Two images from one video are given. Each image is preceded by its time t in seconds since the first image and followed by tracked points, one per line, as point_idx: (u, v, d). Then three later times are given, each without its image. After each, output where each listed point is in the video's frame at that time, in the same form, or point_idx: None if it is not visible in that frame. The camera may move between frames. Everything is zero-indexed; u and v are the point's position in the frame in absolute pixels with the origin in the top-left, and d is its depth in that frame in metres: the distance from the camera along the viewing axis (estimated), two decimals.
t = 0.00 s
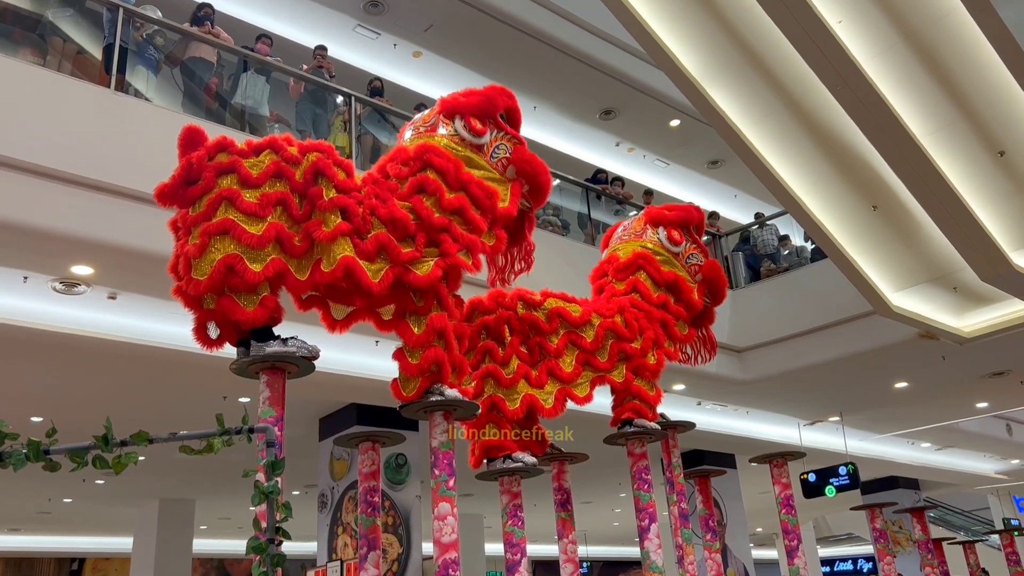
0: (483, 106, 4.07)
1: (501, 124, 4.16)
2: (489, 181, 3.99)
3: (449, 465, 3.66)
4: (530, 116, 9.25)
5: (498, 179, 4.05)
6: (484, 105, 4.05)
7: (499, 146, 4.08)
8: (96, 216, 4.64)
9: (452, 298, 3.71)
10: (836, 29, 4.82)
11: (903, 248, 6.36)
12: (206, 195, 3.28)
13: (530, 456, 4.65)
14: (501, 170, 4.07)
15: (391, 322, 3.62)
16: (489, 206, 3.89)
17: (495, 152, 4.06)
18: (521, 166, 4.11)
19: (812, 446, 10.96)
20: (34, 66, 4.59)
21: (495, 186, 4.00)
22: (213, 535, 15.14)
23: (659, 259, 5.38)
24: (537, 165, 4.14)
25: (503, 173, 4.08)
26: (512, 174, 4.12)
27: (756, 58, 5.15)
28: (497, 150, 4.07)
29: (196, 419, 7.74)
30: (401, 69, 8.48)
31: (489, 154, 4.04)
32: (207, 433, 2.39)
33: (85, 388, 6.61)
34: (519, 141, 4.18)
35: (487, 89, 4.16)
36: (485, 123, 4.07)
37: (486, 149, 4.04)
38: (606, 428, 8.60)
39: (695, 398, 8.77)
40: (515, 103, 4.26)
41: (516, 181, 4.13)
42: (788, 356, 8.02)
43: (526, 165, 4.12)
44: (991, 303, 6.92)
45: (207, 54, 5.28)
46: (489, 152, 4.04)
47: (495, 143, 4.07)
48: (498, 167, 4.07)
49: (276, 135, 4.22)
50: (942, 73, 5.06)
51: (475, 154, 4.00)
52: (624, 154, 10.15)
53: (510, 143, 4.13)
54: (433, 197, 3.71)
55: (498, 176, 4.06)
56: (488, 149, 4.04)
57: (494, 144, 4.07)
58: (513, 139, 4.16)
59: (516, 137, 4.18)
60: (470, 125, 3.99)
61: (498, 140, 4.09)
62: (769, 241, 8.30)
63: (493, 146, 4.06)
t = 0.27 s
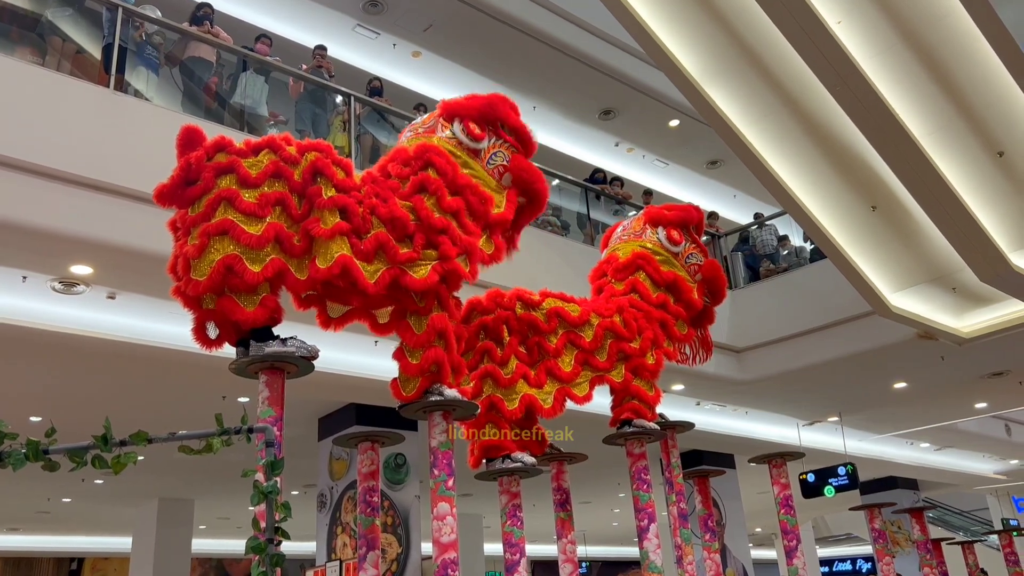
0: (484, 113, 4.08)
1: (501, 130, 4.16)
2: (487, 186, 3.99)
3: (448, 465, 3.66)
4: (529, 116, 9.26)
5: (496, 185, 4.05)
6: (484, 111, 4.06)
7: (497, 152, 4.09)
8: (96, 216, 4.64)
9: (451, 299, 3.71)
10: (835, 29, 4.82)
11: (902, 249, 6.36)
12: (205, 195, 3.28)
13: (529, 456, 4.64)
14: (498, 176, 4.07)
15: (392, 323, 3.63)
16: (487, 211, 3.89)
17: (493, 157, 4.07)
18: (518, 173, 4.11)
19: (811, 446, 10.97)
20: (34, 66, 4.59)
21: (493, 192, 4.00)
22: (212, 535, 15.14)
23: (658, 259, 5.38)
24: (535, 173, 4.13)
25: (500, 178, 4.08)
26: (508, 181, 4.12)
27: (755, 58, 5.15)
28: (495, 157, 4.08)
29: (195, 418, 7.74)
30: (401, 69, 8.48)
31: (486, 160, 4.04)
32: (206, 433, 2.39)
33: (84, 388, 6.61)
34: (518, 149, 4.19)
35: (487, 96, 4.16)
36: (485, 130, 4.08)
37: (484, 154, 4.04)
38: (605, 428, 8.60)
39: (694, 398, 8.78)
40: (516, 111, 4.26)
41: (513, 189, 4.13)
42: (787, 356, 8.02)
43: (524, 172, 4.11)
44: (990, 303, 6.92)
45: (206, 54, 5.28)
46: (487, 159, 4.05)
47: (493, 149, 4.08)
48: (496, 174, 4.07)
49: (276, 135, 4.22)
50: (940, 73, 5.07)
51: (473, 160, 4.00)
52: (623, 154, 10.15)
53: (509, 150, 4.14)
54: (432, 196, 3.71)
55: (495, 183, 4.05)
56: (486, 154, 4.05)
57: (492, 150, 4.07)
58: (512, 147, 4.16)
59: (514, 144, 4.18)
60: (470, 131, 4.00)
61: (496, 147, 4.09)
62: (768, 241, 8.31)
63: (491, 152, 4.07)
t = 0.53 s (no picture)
0: (492, 122, 4.10)
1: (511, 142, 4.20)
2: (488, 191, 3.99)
3: (448, 465, 3.66)
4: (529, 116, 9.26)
5: (497, 193, 4.06)
6: (491, 120, 4.08)
7: (502, 161, 4.09)
8: (96, 216, 4.64)
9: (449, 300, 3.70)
10: (835, 29, 4.83)
11: (902, 249, 6.36)
12: (206, 194, 3.28)
13: (529, 456, 4.64)
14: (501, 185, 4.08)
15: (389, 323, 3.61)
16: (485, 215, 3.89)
17: (498, 165, 4.08)
18: (521, 185, 4.14)
19: (810, 446, 10.98)
20: (33, 65, 4.59)
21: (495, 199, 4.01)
22: (211, 535, 15.14)
23: (658, 260, 5.38)
24: (537, 186, 4.17)
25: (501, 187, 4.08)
26: (510, 190, 4.13)
27: (755, 58, 5.15)
28: (499, 166, 4.08)
29: (195, 418, 7.74)
30: (401, 69, 8.48)
31: (491, 169, 4.05)
32: (205, 432, 2.39)
33: (84, 388, 6.62)
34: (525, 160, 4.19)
35: (497, 105, 4.18)
36: (493, 139, 4.10)
37: (489, 162, 4.06)
38: (604, 428, 8.60)
39: (693, 398, 8.78)
40: (527, 125, 4.29)
41: (515, 200, 4.14)
42: (787, 356, 8.03)
43: (528, 183, 4.14)
44: (989, 303, 6.92)
45: (206, 54, 5.28)
46: (491, 167, 4.06)
47: (498, 158, 4.09)
48: (498, 182, 4.07)
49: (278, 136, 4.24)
50: (940, 73, 5.07)
51: (479, 168, 4.01)
52: (623, 154, 10.16)
53: (515, 159, 4.14)
54: (429, 197, 3.72)
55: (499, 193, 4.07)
56: (492, 162, 4.07)
57: (498, 158, 4.09)
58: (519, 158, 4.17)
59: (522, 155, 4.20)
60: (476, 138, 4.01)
61: (501, 156, 4.10)
62: (768, 241, 8.31)
63: (497, 160, 4.08)
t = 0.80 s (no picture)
0: (506, 139, 4.16)
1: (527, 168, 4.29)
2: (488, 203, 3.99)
3: (446, 464, 3.66)
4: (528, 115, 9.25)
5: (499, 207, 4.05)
6: (505, 138, 4.14)
7: (508, 180, 4.12)
8: (95, 215, 4.64)
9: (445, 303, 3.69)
10: (834, 29, 4.83)
11: (901, 249, 6.36)
12: (203, 194, 3.28)
13: (527, 455, 4.64)
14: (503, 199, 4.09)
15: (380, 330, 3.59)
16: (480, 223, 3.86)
17: (505, 181, 4.11)
18: (524, 206, 4.11)
19: (809, 446, 10.97)
20: (32, 64, 4.58)
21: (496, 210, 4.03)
22: (210, 534, 15.14)
23: (656, 260, 5.38)
24: (540, 211, 4.16)
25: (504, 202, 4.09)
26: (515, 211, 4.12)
27: (755, 58, 5.16)
28: (506, 186, 4.11)
29: (194, 417, 7.73)
30: (400, 68, 8.48)
31: (497, 185, 4.09)
32: (204, 431, 2.38)
33: (83, 387, 6.62)
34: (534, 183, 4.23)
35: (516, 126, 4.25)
36: (506, 158, 4.15)
37: (497, 174, 4.10)
38: (603, 427, 8.60)
39: (693, 398, 8.78)
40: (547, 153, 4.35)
41: (517, 220, 4.12)
42: (786, 356, 8.03)
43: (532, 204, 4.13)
44: (988, 303, 6.93)
45: (205, 53, 5.27)
46: (498, 181, 4.10)
47: (505, 175, 4.13)
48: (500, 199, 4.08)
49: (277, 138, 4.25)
50: (939, 73, 5.07)
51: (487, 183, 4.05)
52: (622, 153, 10.16)
53: (524, 179, 4.18)
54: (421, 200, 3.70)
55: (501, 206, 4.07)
56: (497, 177, 4.10)
57: (505, 174, 4.13)
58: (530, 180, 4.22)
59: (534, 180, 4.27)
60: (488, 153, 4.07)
61: (509, 175, 4.14)
62: (767, 241, 8.29)
63: (505, 176, 4.12)
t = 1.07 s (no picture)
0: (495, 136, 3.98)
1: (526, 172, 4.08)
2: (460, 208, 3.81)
3: (446, 463, 3.66)
4: (527, 114, 9.25)
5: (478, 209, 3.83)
6: (492, 134, 3.94)
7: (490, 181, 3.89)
8: (95, 214, 4.64)
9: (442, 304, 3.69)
10: (834, 28, 4.83)
11: (900, 248, 6.37)
12: (203, 195, 3.27)
13: (527, 454, 4.63)
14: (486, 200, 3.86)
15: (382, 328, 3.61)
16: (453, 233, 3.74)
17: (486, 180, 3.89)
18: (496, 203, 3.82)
19: (808, 445, 10.97)
20: (31, 63, 4.58)
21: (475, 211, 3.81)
22: (209, 533, 15.13)
23: (656, 259, 5.39)
24: (518, 207, 3.83)
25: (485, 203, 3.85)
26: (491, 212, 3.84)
27: (755, 58, 5.16)
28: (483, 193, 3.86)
29: (193, 416, 7.73)
30: (400, 68, 8.47)
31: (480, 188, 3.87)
32: (203, 430, 2.38)
33: (82, 386, 6.61)
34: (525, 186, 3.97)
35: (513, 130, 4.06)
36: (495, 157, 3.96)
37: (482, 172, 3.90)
38: (603, 427, 8.60)
39: (692, 397, 8.78)
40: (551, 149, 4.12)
41: (495, 220, 3.83)
42: (785, 355, 8.03)
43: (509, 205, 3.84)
44: (987, 302, 6.93)
45: (203, 52, 5.26)
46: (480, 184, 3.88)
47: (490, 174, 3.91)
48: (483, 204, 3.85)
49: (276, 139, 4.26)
50: (939, 73, 5.07)
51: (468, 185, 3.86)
52: (621, 153, 10.16)
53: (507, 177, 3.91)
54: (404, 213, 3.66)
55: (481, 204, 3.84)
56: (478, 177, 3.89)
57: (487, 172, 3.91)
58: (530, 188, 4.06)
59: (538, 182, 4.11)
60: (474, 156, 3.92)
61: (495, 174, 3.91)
62: (766, 240, 8.32)
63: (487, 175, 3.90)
